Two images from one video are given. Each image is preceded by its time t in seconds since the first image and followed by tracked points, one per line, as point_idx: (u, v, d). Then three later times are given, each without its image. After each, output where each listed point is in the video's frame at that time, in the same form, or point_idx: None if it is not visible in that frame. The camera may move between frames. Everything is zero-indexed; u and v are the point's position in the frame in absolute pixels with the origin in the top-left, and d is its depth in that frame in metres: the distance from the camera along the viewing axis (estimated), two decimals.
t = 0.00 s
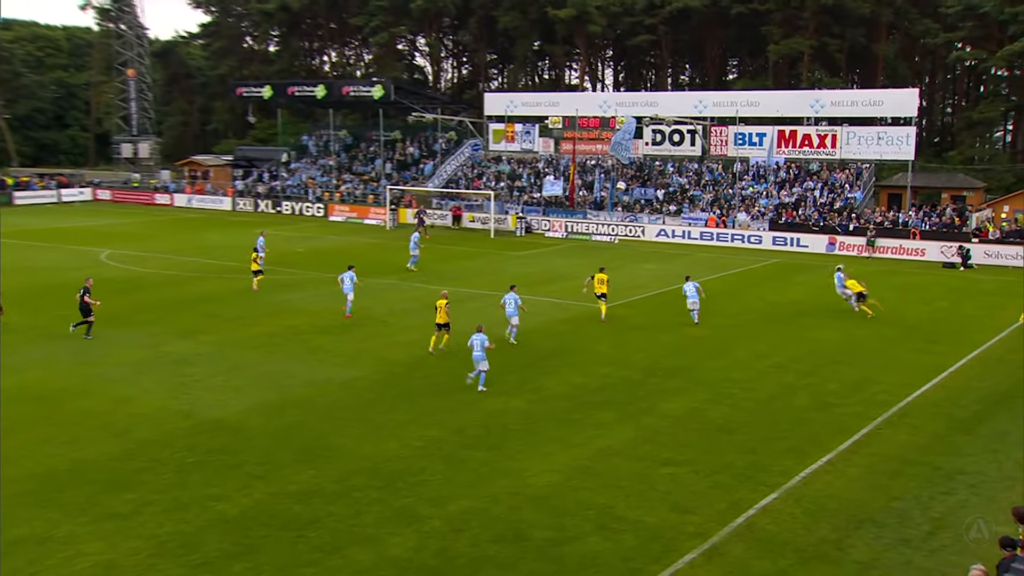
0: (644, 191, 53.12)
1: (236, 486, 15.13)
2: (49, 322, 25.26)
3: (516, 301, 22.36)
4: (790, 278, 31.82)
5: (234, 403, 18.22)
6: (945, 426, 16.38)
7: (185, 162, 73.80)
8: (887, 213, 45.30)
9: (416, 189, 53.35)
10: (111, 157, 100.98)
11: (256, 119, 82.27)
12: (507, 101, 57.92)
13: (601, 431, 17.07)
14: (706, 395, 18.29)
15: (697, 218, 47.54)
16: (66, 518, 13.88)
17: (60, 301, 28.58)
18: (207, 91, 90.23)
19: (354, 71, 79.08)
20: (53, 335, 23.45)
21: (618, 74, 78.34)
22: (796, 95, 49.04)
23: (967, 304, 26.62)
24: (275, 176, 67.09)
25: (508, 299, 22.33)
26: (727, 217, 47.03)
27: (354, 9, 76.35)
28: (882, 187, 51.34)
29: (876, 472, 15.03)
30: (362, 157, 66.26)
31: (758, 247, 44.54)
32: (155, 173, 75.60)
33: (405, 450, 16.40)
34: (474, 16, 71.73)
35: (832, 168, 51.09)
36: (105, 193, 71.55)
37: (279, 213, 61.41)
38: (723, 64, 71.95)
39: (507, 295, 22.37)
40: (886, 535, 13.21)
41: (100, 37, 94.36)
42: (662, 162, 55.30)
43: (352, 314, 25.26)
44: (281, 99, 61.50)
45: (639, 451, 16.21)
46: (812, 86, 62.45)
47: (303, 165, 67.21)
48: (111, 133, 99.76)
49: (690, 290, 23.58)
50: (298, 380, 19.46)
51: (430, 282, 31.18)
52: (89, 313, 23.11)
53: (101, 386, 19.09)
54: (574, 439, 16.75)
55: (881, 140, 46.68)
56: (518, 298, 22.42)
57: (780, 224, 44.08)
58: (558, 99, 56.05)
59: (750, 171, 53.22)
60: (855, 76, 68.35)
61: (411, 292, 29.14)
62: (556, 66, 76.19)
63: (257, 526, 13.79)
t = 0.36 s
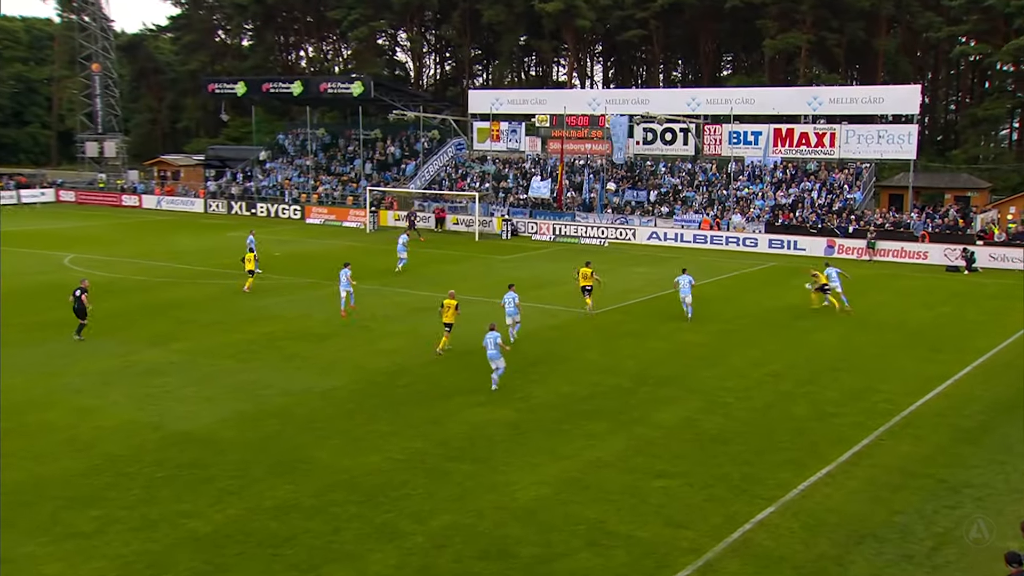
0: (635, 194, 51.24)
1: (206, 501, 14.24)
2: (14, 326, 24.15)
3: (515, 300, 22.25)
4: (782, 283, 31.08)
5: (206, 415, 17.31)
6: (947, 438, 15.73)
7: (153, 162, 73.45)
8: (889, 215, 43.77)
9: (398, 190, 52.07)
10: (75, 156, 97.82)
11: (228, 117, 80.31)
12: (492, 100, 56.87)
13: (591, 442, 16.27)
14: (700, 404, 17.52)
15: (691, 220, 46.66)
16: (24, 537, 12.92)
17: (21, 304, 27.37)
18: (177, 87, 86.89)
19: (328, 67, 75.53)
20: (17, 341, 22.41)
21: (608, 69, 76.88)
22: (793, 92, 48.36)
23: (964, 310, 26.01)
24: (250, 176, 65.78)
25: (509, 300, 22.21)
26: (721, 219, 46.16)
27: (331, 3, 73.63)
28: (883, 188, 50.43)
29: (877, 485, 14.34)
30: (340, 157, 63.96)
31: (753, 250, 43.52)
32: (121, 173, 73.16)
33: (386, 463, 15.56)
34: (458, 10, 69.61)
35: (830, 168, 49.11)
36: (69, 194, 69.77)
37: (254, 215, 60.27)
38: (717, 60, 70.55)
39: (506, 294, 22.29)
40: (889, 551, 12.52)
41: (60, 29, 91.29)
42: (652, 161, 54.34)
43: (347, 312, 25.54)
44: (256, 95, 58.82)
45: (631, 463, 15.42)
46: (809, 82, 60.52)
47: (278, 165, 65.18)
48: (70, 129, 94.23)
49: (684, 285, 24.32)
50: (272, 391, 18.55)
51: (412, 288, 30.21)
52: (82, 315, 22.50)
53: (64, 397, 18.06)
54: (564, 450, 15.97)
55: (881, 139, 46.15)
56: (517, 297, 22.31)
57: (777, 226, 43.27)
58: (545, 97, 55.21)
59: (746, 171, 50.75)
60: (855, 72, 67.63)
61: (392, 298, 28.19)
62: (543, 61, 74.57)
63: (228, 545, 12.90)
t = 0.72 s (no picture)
0: (636, 198, 50.40)
1: (187, 519, 13.43)
2: None
3: (520, 303, 22.12)
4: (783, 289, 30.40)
5: (188, 430, 16.53)
6: (961, 453, 15.10)
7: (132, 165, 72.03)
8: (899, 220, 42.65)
9: (388, 194, 51.19)
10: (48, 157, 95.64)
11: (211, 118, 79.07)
12: (487, 99, 56.17)
13: (590, 455, 15.53)
14: (702, 417, 16.81)
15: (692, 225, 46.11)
16: None
17: None
18: (157, 86, 85.21)
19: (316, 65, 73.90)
20: None
21: (607, 69, 75.15)
22: (799, 92, 47.00)
23: (970, 318, 25.42)
24: (234, 180, 64.90)
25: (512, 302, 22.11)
26: (724, 224, 45.49)
27: None
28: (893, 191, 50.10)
29: (888, 502, 13.62)
30: (329, 159, 63.13)
31: (759, 256, 42.78)
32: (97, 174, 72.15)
33: (375, 478, 14.78)
34: (451, 7, 68.15)
35: (839, 171, 48.32)
36: (43, 198, 68.75)
37: (238, 220, 59.27)
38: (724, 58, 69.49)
39: (510, 296, 22.20)
40: (902, 570, 11.80)
41: (33, 25, 89.70)
42: (654, 164, 53.28)
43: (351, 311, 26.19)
44: (239, 95, 57.79)
45: (631, 478, 14.68)
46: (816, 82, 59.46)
47: (263, 168, 64.08)
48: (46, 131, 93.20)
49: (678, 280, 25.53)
50: (256, 405, 17.77)
51: (402, 296, 29.45)
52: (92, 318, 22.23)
53: (40, 410, 17.21)
54: (561, 464, 15.19)
55: (891, 141, 44.87)
56: (524, 301, 22.21)
57: (782, 232, 42.10)
58: (541, 97, 53.73)
59: (751, 174, 49.88)
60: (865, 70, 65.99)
61: (381, 307, 27.42)
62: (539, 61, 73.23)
63: (209, 565, 12.10)
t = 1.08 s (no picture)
0: (637, 201, 48.97)
1: (169, 537, 12.73)
2: None
3: (520, 301, 22.40)
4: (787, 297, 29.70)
5: (172, 443, 15.84)
6: (979, 467, 14.48)
7: (113, 166, 70.20)
8: (913, 223, 41.20)
9: (381, 197, 50.38)
10: (24, 158, 91.81)
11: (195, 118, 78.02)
12: (485, 99, 56.00)
13: (590, 468, 14.84)
14: (708, 430, 16.13)
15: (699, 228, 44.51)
16: None
17: None
18: (138, 84, 83.34)
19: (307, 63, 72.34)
20: None
21: (608, 67, 73.28)
22: (808, 91, 46.72)
23: (981, 326, 24.83)
24: (219, 181, 63.88)
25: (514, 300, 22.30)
26: (730, 227, 44.06)
27: None
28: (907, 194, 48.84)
29: (903, 518, 12.95)
30: (318, 161, 61.98)
31: (767, 261, 41.04)
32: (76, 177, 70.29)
33: (366, 494, 14.09)
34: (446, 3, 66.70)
35: (849, 173, 46.68)
36: (18, 201, 67.71)
37: (224, 224, 58.39)
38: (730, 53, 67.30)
39: (510, 296, 22.41)
40: None
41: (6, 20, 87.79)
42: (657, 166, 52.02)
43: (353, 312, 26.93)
44: (225, 93, 56.64)
45: (634, 492, 14.00)
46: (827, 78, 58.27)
47: (250, 171, 63.21)
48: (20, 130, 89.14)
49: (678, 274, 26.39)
50: (243, 418, 17.04)
51: (397, 304, 28.74)
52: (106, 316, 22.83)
53: (18, 422, 16.50)
54: (559, 478, 14.51)
55: (905, 141, 44.48)
56: (522, 298, 22.45)
57: (792, 236, 40.78)
58: (540, 97, 54.29)
59: (758, 176, 48.46)
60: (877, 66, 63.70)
61: (374, 315, 26.69)
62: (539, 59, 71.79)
63: None
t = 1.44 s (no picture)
0: (643, 205, 47.74)
1: (154, 554, 12.10)
2: None
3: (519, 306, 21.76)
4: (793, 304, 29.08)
5: (159, 457, 15.23)
6: (1000, 483, 13.90)
7: (97, 168, 70.34)
8: (930, 228, 40.27)
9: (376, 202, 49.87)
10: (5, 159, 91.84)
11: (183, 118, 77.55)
12: (485, 100, 54.70)
13: (594, 482, 14.25)
14: (716, 444, 15.55)
15: (707, 233, 43.84)
16: None
17: None
18: (123, 84, 82.29)
19: (299, 62, 71.13)
20: None
21: (613, 66, 71.80)
22: (821, 89, 45.23)
23: (996, 335, 24.24)
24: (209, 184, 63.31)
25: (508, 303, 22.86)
26: (740, 232, 43.32)
27: None
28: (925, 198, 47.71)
29: (922, 536, 12.34)
30: (311, 163, 61.32)
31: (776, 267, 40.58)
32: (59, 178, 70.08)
33: (360, 510, 13.48)
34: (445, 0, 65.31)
35: (863, 175, 45.27)
36: None
37: (213, 229, 58.15)
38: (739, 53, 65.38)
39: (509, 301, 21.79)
40: None
41: None
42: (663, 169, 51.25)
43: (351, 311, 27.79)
44: (214, 93, 56.31)
45: (640, 507, 13.39)
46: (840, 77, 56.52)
47: (240, 172, 62.68)
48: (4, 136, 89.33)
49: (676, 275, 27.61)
50: (234, 431, 16.43)
51: (394, 312, 28.14)
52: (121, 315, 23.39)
53: None
54: (563, 493, 13.89)
55: (921, 142, 43.19)
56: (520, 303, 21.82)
57: (803, 241, 40.34)
58: (542, 97, 52.91)
59: (768, 179, 47.03)
60: (892, 65, 61.33)
61: (370, 323, 26.07)
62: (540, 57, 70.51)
63: None
